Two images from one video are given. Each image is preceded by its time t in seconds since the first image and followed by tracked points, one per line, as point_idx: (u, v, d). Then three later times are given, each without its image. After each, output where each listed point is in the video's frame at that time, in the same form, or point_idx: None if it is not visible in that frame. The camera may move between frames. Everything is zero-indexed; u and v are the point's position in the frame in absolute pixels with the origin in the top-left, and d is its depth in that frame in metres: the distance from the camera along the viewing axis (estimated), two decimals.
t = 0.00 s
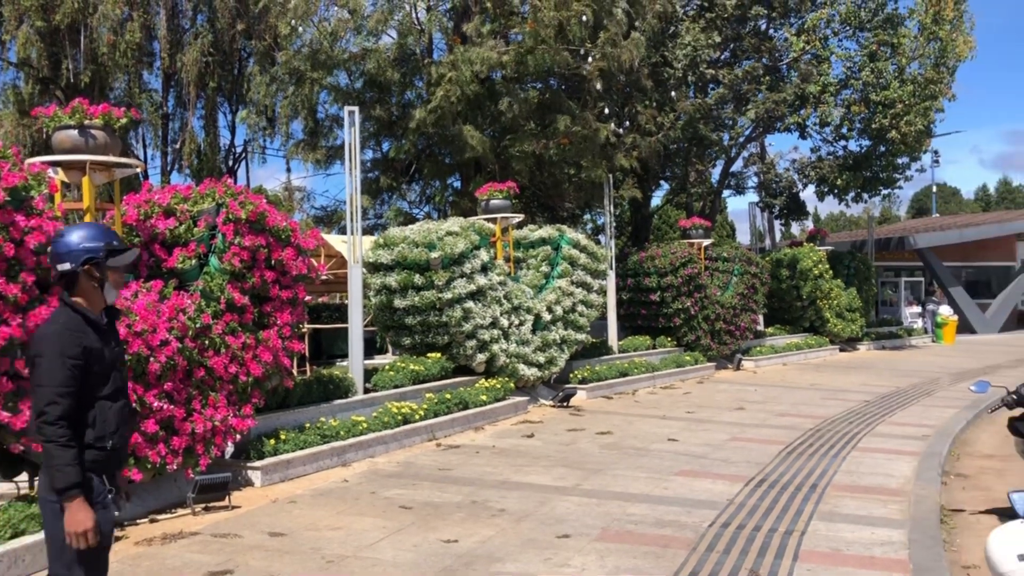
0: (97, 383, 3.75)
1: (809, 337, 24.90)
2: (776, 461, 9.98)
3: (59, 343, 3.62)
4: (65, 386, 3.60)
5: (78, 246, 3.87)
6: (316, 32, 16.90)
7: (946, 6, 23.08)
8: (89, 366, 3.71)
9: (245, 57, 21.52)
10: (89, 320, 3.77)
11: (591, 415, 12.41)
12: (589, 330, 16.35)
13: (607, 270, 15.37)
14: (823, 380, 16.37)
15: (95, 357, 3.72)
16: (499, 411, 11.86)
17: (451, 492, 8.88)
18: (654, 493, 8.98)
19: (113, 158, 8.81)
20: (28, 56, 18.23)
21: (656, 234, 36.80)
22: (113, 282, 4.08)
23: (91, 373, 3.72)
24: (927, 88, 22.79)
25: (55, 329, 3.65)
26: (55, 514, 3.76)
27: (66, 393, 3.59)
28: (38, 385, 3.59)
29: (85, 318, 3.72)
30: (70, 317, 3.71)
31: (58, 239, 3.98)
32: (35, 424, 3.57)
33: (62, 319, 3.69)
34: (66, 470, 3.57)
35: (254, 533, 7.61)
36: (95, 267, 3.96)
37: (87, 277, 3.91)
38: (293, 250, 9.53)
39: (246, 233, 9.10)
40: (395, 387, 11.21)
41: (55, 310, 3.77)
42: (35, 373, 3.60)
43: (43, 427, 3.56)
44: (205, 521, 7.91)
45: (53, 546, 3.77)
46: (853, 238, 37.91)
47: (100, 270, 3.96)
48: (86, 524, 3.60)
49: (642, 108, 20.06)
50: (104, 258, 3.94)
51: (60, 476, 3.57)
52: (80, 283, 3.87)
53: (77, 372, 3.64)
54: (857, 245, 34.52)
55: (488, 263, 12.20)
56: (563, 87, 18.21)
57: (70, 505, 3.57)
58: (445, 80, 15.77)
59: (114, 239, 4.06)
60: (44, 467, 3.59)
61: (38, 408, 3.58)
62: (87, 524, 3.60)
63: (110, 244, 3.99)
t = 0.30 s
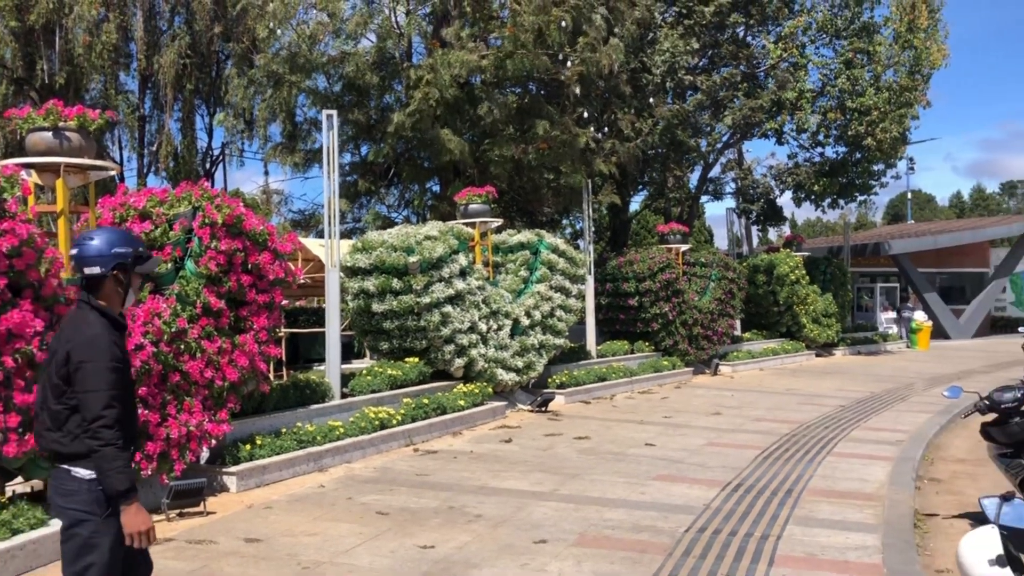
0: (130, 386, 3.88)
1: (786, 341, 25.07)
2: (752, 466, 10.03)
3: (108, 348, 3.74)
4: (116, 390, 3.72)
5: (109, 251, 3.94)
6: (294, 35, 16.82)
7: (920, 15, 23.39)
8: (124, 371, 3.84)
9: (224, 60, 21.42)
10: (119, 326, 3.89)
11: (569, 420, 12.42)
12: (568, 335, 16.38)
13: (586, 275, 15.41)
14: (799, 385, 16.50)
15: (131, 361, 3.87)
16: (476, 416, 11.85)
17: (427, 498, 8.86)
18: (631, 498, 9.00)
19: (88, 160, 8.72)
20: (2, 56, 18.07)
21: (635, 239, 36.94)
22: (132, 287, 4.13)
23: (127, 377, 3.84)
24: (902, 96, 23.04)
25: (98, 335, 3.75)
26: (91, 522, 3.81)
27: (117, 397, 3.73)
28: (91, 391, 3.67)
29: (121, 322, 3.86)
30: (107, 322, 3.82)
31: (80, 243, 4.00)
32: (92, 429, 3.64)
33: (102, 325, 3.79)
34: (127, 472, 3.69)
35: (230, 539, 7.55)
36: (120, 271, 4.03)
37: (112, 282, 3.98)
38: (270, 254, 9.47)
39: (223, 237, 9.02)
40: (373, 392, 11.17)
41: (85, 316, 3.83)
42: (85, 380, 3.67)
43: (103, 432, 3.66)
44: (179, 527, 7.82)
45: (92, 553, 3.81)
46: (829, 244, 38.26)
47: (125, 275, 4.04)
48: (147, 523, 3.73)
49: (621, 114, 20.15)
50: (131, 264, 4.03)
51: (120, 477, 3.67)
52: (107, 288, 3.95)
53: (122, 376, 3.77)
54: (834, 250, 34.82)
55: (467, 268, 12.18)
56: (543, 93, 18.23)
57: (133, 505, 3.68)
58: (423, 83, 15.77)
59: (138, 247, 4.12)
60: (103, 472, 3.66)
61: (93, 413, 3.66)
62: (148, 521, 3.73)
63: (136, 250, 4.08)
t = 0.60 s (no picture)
0: (154, 396, 3.95)
1: (765, 347, 25.22)
2: (731, 472, 10.08)
3: (131, 359, 3.81)
4: (139, 401, 3.78)
5: (131, 265, 4.03)
6: (275, 40, 16.79)
7: (897, 24, 23.66)
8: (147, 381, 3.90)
9: (204, 64, 21.33)
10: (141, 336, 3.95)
11: (549, 426, 12.44)
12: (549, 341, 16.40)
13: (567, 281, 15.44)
14: (779, 391, 16.60)
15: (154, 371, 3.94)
16: (456, 422, 11.84)
17: (407, 504, 8.83)
18: (612, 504, 9.02)
19: (65, 165, 8.64)
20: None
21: (616, 245, 37.07)
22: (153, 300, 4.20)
23: (150, 389, 3.91)
24: (879, 104, 23.29)
25: (121, 347, 3.82)
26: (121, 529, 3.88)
27: (142, 407, 3.79)
28: (116, 402, 3.73)
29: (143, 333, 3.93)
30: (129, 334, 3.90)
31: (102, 259, 4.06)
32: (118, 439, 3.70)
33: (125, 337, 3.86)
34: (154, 480, 3.75)
35: (207, 547, 7.48)
36: (141, 284, 4.10)
37: (134, 295, 4.05)
38: (249, 260, 9.41)
39: (202, 242, 8.95)
40: (352, 399, 11.14)
41: (107, 330, 3.90)
42: (110, 392, 3.74)
43: (128, 443, 3.71)
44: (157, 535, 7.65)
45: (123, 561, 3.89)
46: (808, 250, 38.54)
47: (146, 287, 4.11)
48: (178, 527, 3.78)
49: (602, 121, 20.17)
50: (152, 276, 4.12)
51: (148, 486, 3.73)
52: (130, 301, 4.01)
53: (146, 387, 3.83)
54: (813, 257, 35.09)
55: (448, 274, 12.18)
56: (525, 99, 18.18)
57: (163, 510, 3.74)
58: (405, 88, 15.73)
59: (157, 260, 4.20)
60: (132, 480, 3.72)
61: (118, 424, 3.72)
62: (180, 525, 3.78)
63: (156, 262, 4.17)
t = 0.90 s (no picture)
0: (171, 396, 3.98)
1: (744, 349, 25.35)
2: (711, 474, 10.12)
3: (146, 359, 3.85)
4: (150, 401, 3.81)
5: (151, 264, 4.05)
6: (254, 43, 16.71)
7: (873, 28, 23.87)
8: (166, 382, 3.94)
9: (182, 67, 21.22)
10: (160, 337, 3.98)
11: (529, 429, 12.45)
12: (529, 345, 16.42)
13: (547, 284, 15.46)
14: (758, 393, 16.69)
15: (171, 373, 3.97)
16: (436, 426, 11.81)
17: (386, 509, 8.80)
18: (592, 507, 9.03)
19: (38, 168, 8.54)
20: None
21: (596, 248, 37.18)
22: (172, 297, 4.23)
23: (168, 389, 3.94)
24: (855, 107, 23.50)
25: (137, 347, 3.87)
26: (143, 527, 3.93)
27: (152, 407, 3.82)
28: (127, 401, 3.78)
29: (161, 335, 3.97)
30: (147, 335, 3.94)
31: (120, 260, 4.08)
32: (123, 438, 3.74)
33: (142, 338, 3.91)
34: (155, 481, 3.77)
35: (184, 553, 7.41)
36: (161, 283, 4.13)
37: (155, 294, 4.09)
38: (226, 264, 9.35)
39: (178, 246, 8.92)
40: (331, 403, 11.08)
41: (126, 330, 3.96)
42: (123, 391, 3.79)
43: (134, 442, 3.74)
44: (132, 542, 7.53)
45: (142, 558, 3.94)
46: (787, 253, 38.80)
47: (166, 287, 4.15)
48: (175, 527, 3.82)
49: (581, 125, 20.13)
50: (170, 275, 4.15)
51: (149, 486, 3.76)
52: (151, 300, 4.05)
53: (160, 388, 3.86)
54: (792, 259, 35.34)
55: (427, 277, 12.16)
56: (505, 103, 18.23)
57: (161, 510, 3.79)
58: (384, 91, 15.70)
59: (173, 259, 4.23)
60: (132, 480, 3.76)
61: (126, 422, 3.76)
62: (176, 525, 3.84)
63: (172, 262, 4.20)
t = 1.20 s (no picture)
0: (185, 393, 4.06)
1: (723, 347, 25.47)
2: (689, 471, 10.15)
3: (173, 355, 3.93)
4: (177, 396, 3.91)
5: (167, 263, 4.19)
6: (228, 43, 16.59)
7: (848, 28, 24.07)
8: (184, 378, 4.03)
9: (157, 69, 21.09)
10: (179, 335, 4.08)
11: (509, 428, 12.44)
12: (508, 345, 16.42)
13: (526, 284, 15.47)
14: (736, 391, 16.77)
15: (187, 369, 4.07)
16: (415, 428, 11.77)
17: (365, 511, 8.76)
18: (571, 506, 9.02)
19: (9, 170, 8.44)
20: None
21: (575, 248, 37.27)
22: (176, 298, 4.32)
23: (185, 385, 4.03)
24: (831, 106, 23.68)
25: (162, 343, 3.94)
26: (160, 523, 3.97)
27: (179, 401, 3.91)
28: (155, 395, 3.84)
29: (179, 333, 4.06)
30: (167, 333, 4.02)
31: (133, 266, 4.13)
32: (152, 432, 3.81)
33: (165, 335, 3.99)
34: (182, 472, 3.87)
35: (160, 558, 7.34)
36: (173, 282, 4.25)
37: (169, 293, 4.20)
38: (201, 266, 9.28)
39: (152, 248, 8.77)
40: (309, 405, 11.01)
41: (144, 327, 4.00)
42: (152, 385, 3.84)
43: (164, 434, 3.82)
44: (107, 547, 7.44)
45: (156, 555, 3.96)
46: (765, 251, 39.05)
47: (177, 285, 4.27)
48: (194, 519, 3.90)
49: (559, 125, 20.12)
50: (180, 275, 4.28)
51: (176, 478, 3.84)
52: (167, 298, 4.15)
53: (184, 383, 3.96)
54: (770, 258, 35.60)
55: (406, 278, 12.13)
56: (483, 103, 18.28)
57: (185, 503, 3.88)
58: (361, 91, 15.69)
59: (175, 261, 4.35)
60: (160, 475, 3.81)
61: (157, 416, 3.83)
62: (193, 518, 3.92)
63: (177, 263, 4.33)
